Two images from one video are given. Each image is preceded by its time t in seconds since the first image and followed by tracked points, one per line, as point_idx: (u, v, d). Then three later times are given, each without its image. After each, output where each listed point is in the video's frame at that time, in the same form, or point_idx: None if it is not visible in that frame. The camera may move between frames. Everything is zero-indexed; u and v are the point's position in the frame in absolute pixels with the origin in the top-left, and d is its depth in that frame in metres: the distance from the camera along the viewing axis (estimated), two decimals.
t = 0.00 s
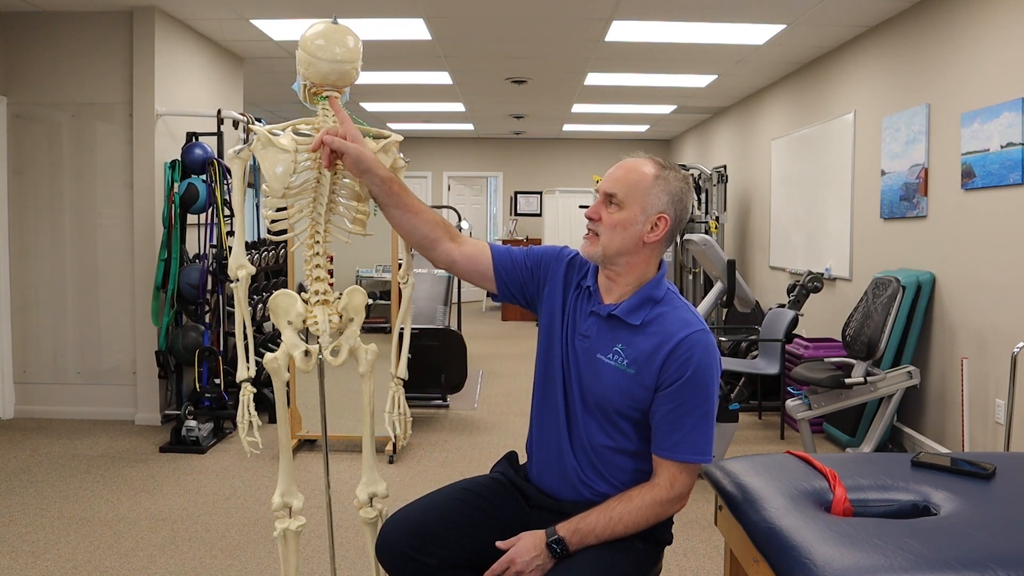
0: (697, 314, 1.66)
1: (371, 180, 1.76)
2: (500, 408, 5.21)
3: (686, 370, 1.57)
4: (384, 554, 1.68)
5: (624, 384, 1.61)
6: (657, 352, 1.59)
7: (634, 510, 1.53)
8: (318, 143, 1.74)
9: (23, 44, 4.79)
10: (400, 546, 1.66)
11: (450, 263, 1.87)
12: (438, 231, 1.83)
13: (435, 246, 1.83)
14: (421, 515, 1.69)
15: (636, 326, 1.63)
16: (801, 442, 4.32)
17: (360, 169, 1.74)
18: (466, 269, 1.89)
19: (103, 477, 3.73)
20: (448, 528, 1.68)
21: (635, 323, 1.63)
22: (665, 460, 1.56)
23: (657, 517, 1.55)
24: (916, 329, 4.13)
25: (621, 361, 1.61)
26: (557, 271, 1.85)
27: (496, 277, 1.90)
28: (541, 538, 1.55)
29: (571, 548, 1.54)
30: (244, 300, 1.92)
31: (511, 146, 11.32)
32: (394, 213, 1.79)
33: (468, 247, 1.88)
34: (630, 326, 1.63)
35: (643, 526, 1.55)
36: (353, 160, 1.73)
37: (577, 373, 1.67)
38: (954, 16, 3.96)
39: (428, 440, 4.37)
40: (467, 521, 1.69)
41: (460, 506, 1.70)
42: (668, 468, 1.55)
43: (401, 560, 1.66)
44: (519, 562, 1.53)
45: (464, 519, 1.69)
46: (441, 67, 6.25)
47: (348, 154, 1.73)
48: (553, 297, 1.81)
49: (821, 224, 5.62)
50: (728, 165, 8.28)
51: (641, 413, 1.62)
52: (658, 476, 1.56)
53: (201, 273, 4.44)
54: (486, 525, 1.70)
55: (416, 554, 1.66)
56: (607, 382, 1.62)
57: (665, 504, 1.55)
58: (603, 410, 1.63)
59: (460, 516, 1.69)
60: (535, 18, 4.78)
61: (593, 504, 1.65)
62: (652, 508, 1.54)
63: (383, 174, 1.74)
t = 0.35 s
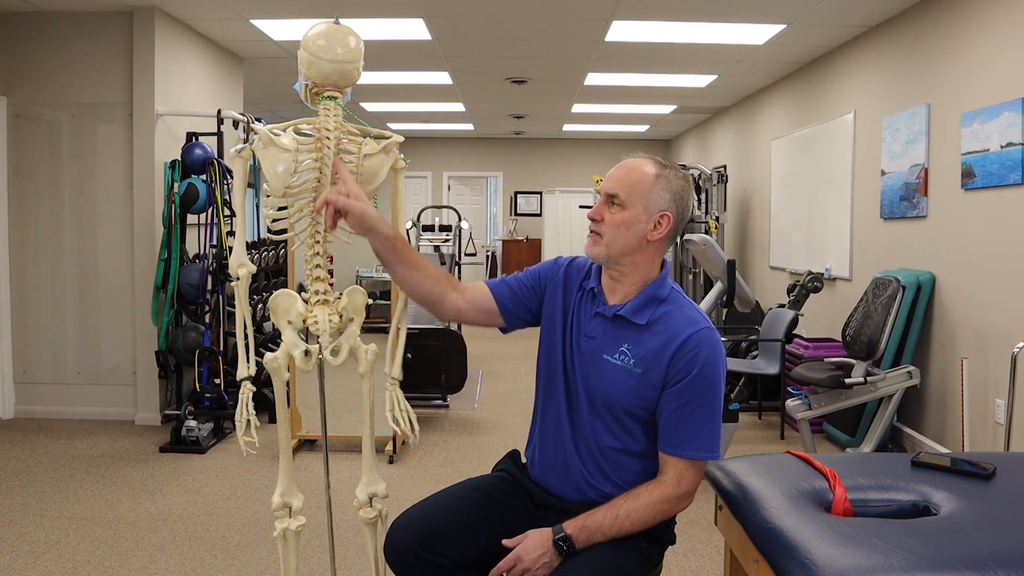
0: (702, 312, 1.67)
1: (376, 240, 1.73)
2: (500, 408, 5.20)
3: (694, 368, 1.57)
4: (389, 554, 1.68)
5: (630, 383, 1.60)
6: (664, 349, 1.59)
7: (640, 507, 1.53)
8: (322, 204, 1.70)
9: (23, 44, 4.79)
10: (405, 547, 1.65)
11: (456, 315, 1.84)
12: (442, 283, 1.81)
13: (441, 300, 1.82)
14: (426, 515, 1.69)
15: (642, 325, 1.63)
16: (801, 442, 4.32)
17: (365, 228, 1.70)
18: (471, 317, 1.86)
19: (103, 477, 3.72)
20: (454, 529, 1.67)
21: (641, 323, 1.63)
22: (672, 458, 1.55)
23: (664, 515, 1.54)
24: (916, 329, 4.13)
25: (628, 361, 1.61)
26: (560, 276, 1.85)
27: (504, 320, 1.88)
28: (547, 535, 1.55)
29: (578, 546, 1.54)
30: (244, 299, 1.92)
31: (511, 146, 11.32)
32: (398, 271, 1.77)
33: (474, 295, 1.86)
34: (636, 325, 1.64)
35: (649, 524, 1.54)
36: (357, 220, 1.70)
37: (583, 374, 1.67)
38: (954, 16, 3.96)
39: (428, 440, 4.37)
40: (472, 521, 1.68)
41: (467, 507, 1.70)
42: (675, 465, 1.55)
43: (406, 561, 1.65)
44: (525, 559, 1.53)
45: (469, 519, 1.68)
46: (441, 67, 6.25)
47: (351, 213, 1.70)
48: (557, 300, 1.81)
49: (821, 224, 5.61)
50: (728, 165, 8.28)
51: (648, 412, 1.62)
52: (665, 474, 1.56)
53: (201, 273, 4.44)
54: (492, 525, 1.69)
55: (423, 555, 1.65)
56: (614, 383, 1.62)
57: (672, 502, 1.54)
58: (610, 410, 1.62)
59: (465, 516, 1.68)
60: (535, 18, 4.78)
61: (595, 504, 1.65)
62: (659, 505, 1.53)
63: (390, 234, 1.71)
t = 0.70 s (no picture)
0: (703, 312, 1.67)
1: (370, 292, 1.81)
2: (500, 407, 5.20)
3: (693, 369, 1.56)
4: (392, 554, 1.68)
5: (630, 384, 1.61)
6: (664, 349, 1.59)
7: (640, 507, 1.53)
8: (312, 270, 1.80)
9: (22, 43, 4.79)
10: (408, 546, 1.66)
11: (464, 344, 1.88)
12: (443, 316, 1.86)
13: (446, 333, 1.86)
14: (428, 515, 1.69)
15: (642, 325, 1.63)
16: (801, 442, 4.32)
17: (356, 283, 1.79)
18: (479, 343, 1.89)
19: (103, 477, 3.73)
20: (457, 528, 1.67)
21: (641, 324, 1.63)
22: (673, 459, 1.55)
23: (664, 517, 1.54)
24: (916, 329, 4.13)
25: (628, 361, 1.61)
26: (559, 280, 1.86)
27: (509, 340, 1.91)
28: (548, 534, 1.55)
29: (578, 545, 1.54)
30: (245, 299, 1.92)
31: (510, 146, 11.32)
32: (399, 315, 1.83)
33: (477, 321, 1.89)
34: (636, 326, 1.64)
35: (649, 525, 1.54)
36: (347, 278, 1.79)
37: (584, 374, 1.67)
38: (954, 16, 3.96)
39: (429, 440, 4.37)
40: (474, 521, 1.68)
41: (469, 506, 1.70)
42: (676, 465, 1.55)
43: (409, 561, 1.66)
44: (526, 558, 1.53)
45: (471, 518, 1.68)
46: (441, 67, 6.25)
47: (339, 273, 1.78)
48: (558, 302, 1.81)
49: (821, 224, 5.62)
50: (728, 165, 8.28)
51: (649, 412, 1.61)
52: (665, 475, 1.55)
53: (201, 273, 4.44)
54: (494, 524, 1.69)
55: (426, 555, 1.65)
56: (614, 383, 1.62)
57: (673, 502, 1.54)
58: (610, 411, 1.62)
59: (467, 515, 1.68)
60: (536, 18, 4.77)
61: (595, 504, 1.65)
62: (659, 506, 1.53)
63: (379, 282, 1.79)
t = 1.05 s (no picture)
0: (699, 313, 1.66)
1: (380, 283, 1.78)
2: (500, 407, 5.20)
3: (689, 369, 1.56)
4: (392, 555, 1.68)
5: (626, 385, 1.61)
6: (659, 350, 1.60)
7: (637, 508, 1.53)
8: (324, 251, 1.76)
9: (22, 43, 4.78)
10: (408, 546, 1.66)
11: (462, 344, 1.89)
12: (445, 315, 1.86)
13: (445, 330, 1.87)
14: (431, 515, 1.68)
15: (637, 326, 1.63)
16: (801, 442, 4.32)
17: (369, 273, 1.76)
18: (475, 343, 1.89)
19: (103, 477, 3.73)
20: (456, 527, 1.67)
21: (637, 325, 1.63)
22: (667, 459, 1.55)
23: (658, 517, 1.54)
24: (916, 329, 4.13)
25: (623, 362, 1.62)
26: (557, 280, 1.86)
27: (505, 338, 1.91)
28: (543, 535, 1.55)
29: (575, 545, 1.54)
30: (243, 300, 1.91)
31: (510, 146, 11.32)
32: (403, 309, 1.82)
33: (475, 321, 1.89)
34: (632, 327, 1.64)
35: (645, 525, 1.54)
36: (360, 266, 1.75)
37: (579, 375, 1.67)
38: (955, 16, 3.96)
39: (429, 440, 4.37)
40: (474, 520, 1.68)
41: (469, 506, 1.70)
42: (671, 465, 1.55)
43: (412, 561, 1.65)
44: (523, 559, 1.53)
45: (471, 518, 1.68)
46: (441, 67, 6.25)
47: (354, 258, 1.75)
48: (554, 303, 1.81)
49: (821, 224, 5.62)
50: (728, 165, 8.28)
51: (645, 413, 1.61)
52: (660, 475, 1.55)
53: (201, 273, 4.44)
54: (493, 524, 1.69)
55: (427, 556, 1.65)
56: (610, 384, 1.62)
57: (669, 502, 1.54)
58: (606, 412, 1.62)
59: (467, 515, 1.69)
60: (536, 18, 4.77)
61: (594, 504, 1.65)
62: (655, 506, 1.53)
63: (393, 270, 1.77)
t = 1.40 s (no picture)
0: (698, 311, 1.67)
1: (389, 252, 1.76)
2: (500, 407, 5.20)
3: (690, 369, 1.57)
4: (394, 557, 1.67)
5: (626, 385, 1.61)
6: (659, 349, 1.60)
7: (637, 508, 1.53)
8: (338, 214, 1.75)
9: (23, 43, 4.78)
10: (410, 549, 1.65)
11: (457, 330, 1.88)
12: (446, 298, 1.85)
13: (444, 314, 1.86)
14: (431, 516, 1.68)
15: (637, 326, 1.63)
16: (801, 442, 4.32)
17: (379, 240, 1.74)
18: (471, 330, 1.89)
19: (103, 477, 3.73)
20: (458, 529, 1.67)
21: (636, 324, 1.63)
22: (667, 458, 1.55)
23: (659, 517, 1.54)
24: (916, 329, 4.13)
25: (623, 362, 1.62)
26: (555, 279, 1.86)
27: (503, 331, 1.91)
28: (543, 536, 1.55)
29: (575, 546, 1.54)
30: (244, 300, 1.91)
31: (510, 146, 11.32)
32: (407, 282, 1.80)
33: (474, 308, 1.89)
34: (631, 327, 1.64)
35: (645, 525, 1.54)
36: (371, 231, 1.73)
37: (579, 375, 1.67)
38: (955, 16, 3.96)
39: (429, 440, 4.37)
40: (475, 521, 1.68)
41: (470, 507, 1.70)
42: (671, 465, 1.55)
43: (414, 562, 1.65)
44: (523, 560, 1.53)
45: (472, 519, 1.68)
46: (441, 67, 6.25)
47: (366, 224, 1.73)
48: (553, 302, 1.81)
49: (821, 224, 5.62)
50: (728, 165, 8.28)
51: (645, 412, 1.61)
52: (660, 475, 1.55)
53: (201, 273, 4.44)
54: (494, 525, 1.69)
55: (429, 557, 1.65)
56: (610, 384, 1.62)
57: (670, 501, 1.54)
58: (606, 411, 1.62)
59: (468, 516, 1.68)
60: (536, 18, 4.77)
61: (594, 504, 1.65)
62: (656, 506, 1.53)
63: (404, 243, 1.76)
